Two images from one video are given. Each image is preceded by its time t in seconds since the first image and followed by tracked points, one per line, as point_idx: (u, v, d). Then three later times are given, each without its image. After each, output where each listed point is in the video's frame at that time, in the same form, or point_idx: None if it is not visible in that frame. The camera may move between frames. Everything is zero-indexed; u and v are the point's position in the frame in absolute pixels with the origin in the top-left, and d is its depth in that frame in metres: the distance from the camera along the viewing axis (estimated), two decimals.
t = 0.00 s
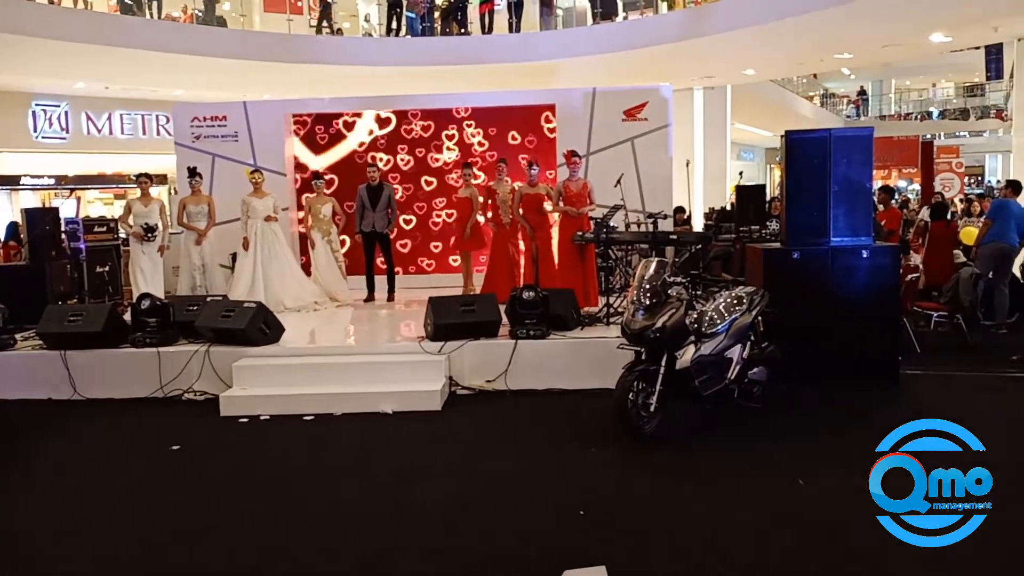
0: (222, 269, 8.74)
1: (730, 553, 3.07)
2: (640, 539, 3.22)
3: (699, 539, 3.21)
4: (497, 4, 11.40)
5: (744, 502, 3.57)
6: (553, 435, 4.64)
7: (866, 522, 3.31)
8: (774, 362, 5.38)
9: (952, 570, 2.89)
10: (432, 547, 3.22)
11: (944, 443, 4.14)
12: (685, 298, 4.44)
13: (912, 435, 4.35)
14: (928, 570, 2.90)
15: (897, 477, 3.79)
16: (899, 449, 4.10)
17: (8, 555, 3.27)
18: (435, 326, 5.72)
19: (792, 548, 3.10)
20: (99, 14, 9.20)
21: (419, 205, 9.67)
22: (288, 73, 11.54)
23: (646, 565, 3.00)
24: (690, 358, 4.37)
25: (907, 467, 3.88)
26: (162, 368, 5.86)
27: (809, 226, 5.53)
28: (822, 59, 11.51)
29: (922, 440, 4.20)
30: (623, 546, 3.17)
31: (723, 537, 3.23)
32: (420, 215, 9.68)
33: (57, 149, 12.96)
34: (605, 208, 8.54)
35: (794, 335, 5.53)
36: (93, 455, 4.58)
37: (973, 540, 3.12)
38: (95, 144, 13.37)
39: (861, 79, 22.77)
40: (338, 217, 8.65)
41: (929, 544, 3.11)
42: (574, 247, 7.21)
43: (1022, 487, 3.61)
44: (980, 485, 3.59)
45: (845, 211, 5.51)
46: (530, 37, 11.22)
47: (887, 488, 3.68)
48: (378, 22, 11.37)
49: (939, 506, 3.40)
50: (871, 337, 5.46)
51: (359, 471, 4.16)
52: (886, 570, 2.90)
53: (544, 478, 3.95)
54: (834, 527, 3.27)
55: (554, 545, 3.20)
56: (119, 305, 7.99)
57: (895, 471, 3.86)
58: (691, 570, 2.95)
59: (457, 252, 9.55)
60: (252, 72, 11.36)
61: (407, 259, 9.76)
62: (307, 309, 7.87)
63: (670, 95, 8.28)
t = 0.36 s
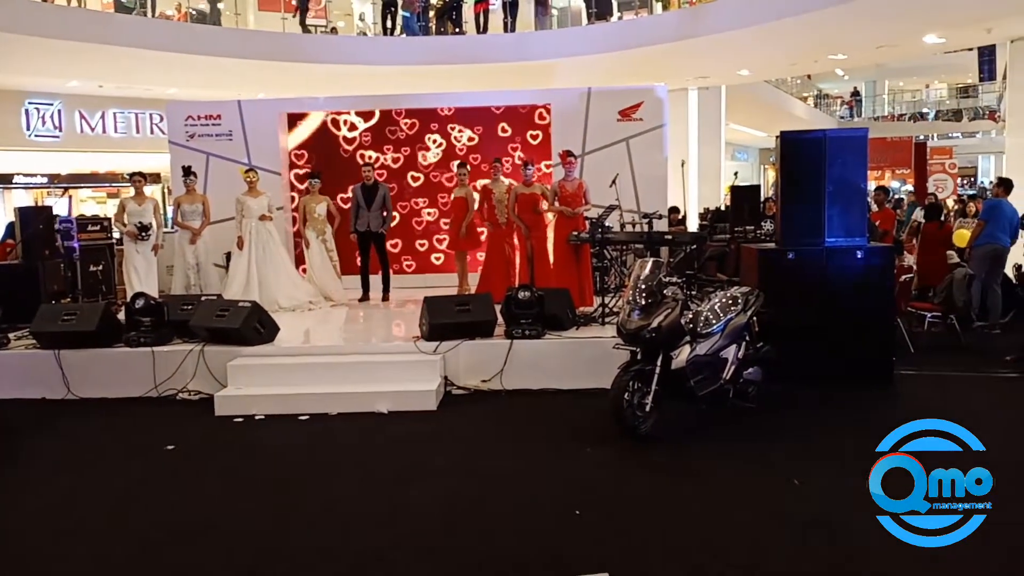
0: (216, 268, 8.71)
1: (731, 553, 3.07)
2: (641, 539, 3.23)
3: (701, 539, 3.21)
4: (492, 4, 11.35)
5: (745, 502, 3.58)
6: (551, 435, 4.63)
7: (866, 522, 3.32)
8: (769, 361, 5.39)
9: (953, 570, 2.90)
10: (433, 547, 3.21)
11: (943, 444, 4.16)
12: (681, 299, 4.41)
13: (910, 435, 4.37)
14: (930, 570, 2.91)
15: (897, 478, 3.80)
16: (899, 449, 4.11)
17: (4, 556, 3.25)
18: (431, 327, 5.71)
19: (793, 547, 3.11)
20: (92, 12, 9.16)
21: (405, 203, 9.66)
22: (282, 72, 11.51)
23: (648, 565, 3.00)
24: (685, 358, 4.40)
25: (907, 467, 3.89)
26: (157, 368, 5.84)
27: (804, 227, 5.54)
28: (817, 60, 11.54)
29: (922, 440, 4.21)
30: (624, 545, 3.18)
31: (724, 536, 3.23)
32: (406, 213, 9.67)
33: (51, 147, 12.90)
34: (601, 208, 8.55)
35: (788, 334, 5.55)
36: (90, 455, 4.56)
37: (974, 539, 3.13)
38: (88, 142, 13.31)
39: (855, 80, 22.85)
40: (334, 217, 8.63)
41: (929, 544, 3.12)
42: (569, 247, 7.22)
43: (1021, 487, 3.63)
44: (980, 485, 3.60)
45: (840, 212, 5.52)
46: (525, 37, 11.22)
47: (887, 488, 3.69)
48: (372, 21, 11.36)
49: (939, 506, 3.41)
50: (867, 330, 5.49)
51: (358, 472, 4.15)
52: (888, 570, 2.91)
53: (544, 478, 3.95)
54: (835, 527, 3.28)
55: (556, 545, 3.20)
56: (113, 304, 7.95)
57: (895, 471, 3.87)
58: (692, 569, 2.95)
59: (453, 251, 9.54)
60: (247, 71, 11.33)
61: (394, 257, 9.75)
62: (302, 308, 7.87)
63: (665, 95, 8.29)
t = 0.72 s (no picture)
0: (212, 267, 8.69)
1: (731, 553, 3.07)
2: (641, 539, 3.22)
3: (701, 539, 3.21)
4: (488, 3, 11.42)
5: (745, 501, 3.58)
6: (549, 435, 4.63)
7: (866, 522, 3.33)
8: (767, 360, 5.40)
9: (955, 569, 2.90)
10: (433, 548, 3.21)
11: (943, 443, 4.16)
12: (679, 296, 4.45)
13: (910, 435, 4.37)
14: (931, 569, 2.91)
15: (897, 477, 3.80)
16: (899, 449, 4.11)
17: (2, 556, 3.24)
18: (430, 325, 5.70)
19: (794, 547, 3.11)
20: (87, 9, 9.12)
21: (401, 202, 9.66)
22: (278, 70, 11.47)
23: (649, 565, 3.00)
24: (684, 357, 4.36)
25: (907, 467, 3.89)
26: (153, 367, 5.83)
27: (802, 226, 5.56)
28: (813, 59, 11.55)
29: (921, 440, 4.22)
30: (624, 545, 3.17)
31: (725, 536, 3.23)
32: (403, 212, 9.67)
33: (45, 145, 12.84)
34: (598, 207, 8.56)
35: (785, 333, 5.57)
36: (86, 455, 4.54)
37: (974, 539, 3.14)
38: (83, 141, 13.26)
39: (850, 80, 22.90)
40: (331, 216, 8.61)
41: (930, 544, 3.12)
42: (566, 246, 7.23)
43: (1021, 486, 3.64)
44: (979, 485, 3.60)
45: (837, 211, 5.54)
46: (522, 36, 11.22)
47: (887, 488, 3.69)
48: (368, 20, 11.30)
49: (939, 506, 3.41)
50: (864, 326, 5.49)
51: (357, 471, 4.14)
52: (889, 570, 2.91)
53: (544, 478, 3.94)
54: (835, 527, 3.28)
55: (556, 545, 3.19)
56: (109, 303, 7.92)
57: (895, 471, 3.87)
58: (693, 570, 2.95)
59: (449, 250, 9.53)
60: (242, 69, 11.30)
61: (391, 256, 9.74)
62: (299, 307, 7.86)
63: (662, 94, 8.30)
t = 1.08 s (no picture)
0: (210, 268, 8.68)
1: (732, 553, 3.07)
2: (641, 539, 3.22)
3: (701, 539, 3.21)
4: (486, 3, 11.39)
5: (744, 501, 3.58)
6: (549, 435, 4.63)
7: (865, 522, 3.32)
8: (766, 359, 5.40)
9: (955, 569, 2.90)
10: (432, 548, 3.20)
11: (943, 443, 4.16)
12: (679, 296, 4.42)
13: (911, 435, 4.37)
14: (933, 569, 2.90)
15: (897, 477, 3.80)
16: (899, 449, 4.11)
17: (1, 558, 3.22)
18: (430, 325, 5.69)
19: (794, 547, 3.10)
20: (85, 11, 9.10)
21: (400, 202, 9.65)
22: (276, 71, 11.46)
23: (649, 565, 2.99)
24: (684, 356, 4.36)
25: (907, 467, 3.89)
26: (152, 368, 5.82)
27: (801, 225, 5.57)
28: (811, 58, 11.56)
29: (920, 440, 4.22)
30: (624, 545, 3.17)
31: (726, 536, 3.22)
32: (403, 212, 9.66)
33: (43, 146, 12.81)
34: (596, 206, 8.56)
35: (784, 332, 5.57)
36: (85, 457, 4.54)
37: (975, 539, 3.13)
38: (80, 142, 13.25)
39: (847, 79, 22.92)
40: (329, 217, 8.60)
41: (929, 544, 3.12)
42: (565, 246, 7.22)
43: (1021, 486, 3.64)
44: (979, 485, 3.60)
45: (836, 210, 5.54)
46: (520, 35, 11.21)
47: (887, 488, 3.68)
48: (366, 20, 11.30)
49: (939, 506, 3.41)
50: (862, 325, 5.49)
51: (356, 472, 4.13)
52: (890, 570, 2.90)
53: (543, 478, 3.94)
54: (835, 527, 3.28)
55: (556, 546, 3.19)
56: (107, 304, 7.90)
57: (894, 471, 3.87)
58: (693, 570, 2.94)
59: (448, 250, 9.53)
60: (241, 70, 11.29)
61: (391, 257, 9.74)
62: (298, 308, 7.85)
63: (660, 93, 8.30)
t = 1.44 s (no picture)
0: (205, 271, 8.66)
1: (731, 553, 3.07)
2: (641, 540, 3.22)
3: (701, 539, 3.21)
4: (482, 5, 11.34)
5: (743, 502, 3.58)
6: (546, 437, 4.63)
7: (866, 521, 3.33)
8: (760, 361, 5.40)
9: (956, 569, 2.90)
10: (431, 550, 3.20)
11: (943, 443, 4.17)
12: (673, 298, 4.43)
13: (911, 435, 4.37)
14: (933, 569, 2.90)
15: (897, 477, 3.80)
16: (899, 449, 4.12)
17: None
18: (424, 327, 5.69)
19: (794, 547, 3.11)
20: (80, 13, 9.08)
21: (396, 204, 9.64)
22: (272, 73, 11.46)
23: (649, 566, 2.99)
24: (679, 358, 4.38)
25: (907, 467, 3.89)
26: (146, 372, 5.81)
27: (796, 226, 5.57)
28: (806, 60, 11.59)
29: (920, 440, 4.22)
30: (623, 546, 3.17)
31: (725, 537, 3.22)
32: (399, 214, 9.66)
33: (39, 149, 12.78)
34: (592, 208, 8.56)
35: (779, 334, 5.57)
36: (83, 459, 4.53)
37: (975, 539, 3.14)
38: (77, 145, 13.23)
39: (843, 81, 23.00)
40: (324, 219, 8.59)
41: (930, 544, 3.12)
42: (561, 249, 7.21)
43: (1020, 486, 3.64)
44: (979, 485, 3.61)
45: (831, 212, 5.54)
46: (516, 37, 11.22)
47: (886, 488, 3.69)
48: (362, 22, 11.29)
49: (939, 506, 3.41)
50: (855, 328, 5.50)
51: (355, 474, 4.13)
52: (891, 570, 2.90)
53: (542, 480, 3.93)
54: (836, 527, 3.28)
55: (556, 547, 3.18)
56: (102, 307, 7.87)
57: (895, 471, 3.87)
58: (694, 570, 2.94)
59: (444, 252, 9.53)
60: (237, 72, 11.29)
61: (387, 260, 9.73)
62: (293, 310, 7.84)
63: (656, 95, 8.30)
